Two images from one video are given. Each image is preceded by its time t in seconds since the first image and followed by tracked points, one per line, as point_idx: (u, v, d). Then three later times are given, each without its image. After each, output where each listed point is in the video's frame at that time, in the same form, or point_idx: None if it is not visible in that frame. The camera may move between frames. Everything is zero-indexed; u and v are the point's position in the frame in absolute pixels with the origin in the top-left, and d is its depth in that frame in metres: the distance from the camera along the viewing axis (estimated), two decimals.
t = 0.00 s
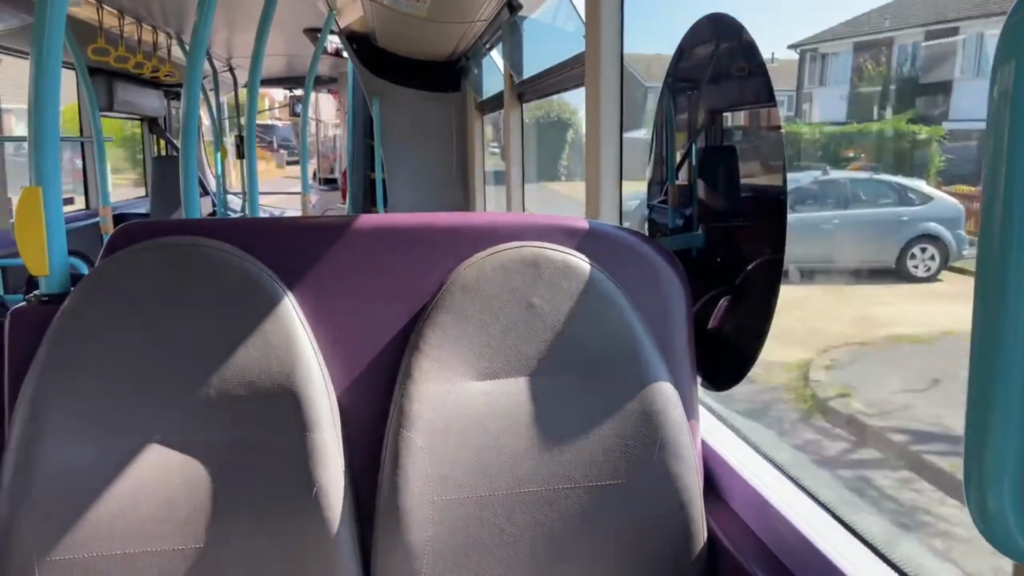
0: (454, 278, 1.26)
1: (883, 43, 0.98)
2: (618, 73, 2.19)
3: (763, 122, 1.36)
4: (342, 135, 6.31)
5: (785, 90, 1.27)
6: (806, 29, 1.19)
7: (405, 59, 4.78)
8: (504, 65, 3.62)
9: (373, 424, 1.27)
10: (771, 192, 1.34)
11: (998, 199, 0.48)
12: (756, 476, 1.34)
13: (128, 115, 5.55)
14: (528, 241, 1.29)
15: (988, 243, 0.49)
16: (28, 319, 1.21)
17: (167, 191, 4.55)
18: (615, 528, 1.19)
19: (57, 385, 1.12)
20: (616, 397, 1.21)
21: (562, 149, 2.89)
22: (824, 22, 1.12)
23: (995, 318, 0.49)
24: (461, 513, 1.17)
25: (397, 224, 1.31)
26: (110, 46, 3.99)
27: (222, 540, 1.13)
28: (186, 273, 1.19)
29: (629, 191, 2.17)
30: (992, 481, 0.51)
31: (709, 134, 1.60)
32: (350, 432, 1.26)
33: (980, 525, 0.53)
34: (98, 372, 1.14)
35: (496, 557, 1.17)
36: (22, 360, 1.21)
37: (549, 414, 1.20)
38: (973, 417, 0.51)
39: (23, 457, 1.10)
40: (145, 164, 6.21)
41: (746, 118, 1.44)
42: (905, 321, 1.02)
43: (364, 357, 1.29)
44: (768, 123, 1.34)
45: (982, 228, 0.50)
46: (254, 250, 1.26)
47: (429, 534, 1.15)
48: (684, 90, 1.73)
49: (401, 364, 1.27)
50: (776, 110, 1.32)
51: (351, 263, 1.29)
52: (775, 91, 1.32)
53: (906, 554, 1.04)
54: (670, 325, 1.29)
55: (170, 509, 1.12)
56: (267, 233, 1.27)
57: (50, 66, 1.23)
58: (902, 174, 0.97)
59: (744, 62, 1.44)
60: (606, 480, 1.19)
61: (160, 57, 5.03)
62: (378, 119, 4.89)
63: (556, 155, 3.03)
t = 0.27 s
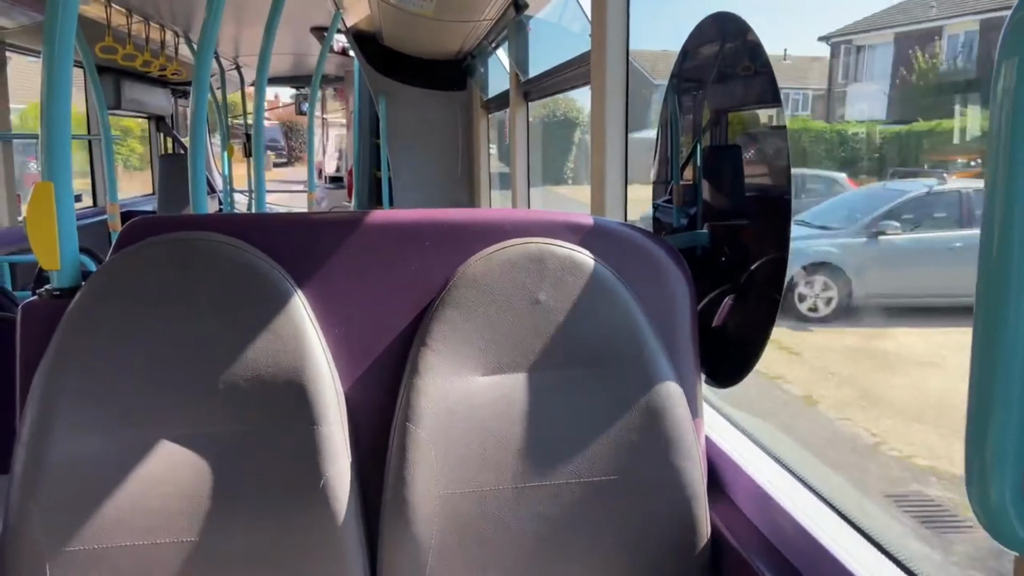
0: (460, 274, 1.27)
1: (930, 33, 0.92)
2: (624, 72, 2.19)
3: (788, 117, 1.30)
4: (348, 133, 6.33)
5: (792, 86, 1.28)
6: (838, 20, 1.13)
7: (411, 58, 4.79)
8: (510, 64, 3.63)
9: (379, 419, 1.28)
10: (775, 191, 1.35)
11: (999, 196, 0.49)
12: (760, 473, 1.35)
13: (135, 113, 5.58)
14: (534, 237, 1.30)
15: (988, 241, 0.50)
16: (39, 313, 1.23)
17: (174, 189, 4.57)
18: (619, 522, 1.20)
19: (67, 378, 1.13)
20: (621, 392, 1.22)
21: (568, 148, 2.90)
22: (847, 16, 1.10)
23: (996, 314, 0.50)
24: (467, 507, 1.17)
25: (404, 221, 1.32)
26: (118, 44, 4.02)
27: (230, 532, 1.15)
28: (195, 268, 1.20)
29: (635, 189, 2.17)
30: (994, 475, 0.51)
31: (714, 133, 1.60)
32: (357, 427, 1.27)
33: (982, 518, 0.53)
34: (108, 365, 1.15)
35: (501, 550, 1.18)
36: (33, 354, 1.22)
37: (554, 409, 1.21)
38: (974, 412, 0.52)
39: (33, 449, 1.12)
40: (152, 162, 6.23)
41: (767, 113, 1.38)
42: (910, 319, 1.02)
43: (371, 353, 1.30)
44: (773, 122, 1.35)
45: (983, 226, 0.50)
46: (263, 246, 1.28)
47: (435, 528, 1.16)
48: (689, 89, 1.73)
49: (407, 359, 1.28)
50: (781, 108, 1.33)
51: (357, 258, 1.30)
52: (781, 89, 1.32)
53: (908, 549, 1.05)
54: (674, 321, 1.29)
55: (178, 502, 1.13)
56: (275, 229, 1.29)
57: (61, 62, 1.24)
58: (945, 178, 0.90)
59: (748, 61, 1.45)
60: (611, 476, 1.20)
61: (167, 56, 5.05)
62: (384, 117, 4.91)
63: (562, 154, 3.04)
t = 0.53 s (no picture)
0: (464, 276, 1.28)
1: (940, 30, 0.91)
2: (629, 74, 2.20)
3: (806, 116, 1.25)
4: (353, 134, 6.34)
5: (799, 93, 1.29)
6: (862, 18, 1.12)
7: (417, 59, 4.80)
8: (516, 66, 3.63)
9: (383, 421, 1.28)
10: (780, 195, 1.35)
11: (1002, 203, 0.49)
12: (763, 478, 1.34)
13: (142, 114, 5.60)
14: (538, 240, 1.30)
15: (992, 247, 0.50)
16: (46, 313, 1.23)
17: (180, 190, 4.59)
18: (621, 524, 1.20)
19: (73, 377, 1.14)
20: (624, 395, 1.22)
21: (574, 150, 2.90)
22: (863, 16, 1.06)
23: (998, 320, 0.50)
24: (469, 508, 1.18)
25: (409, 224, 1.33)
26: (126, 45, 4.04)
27: (233, 531, 1.15)
28: (201, 269, 1.21)
29: (639, 192, 2.18)
30: (996, 481, 0.51)
31: (719, 136, 1.60)
32: (361, 428, 1.28)
33: (984, 525, 0.53)
34: (114, 365, 1.16)
35: (504, 553, 1.18)
36: (39, 354, 1.23)
37: (557, 411, 1.22)
38: (976, 419, 0.52)
39: (39, 448, 1.12)
40: (159, 162, 6.26)
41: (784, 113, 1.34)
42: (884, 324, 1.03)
43: (375, 354, 1.30)
44: (779, 126, 1.35)
45: (986, 233, 0.51)
46: (268, 248, 1.28)
47: (437, 530, 1.16)
48: (694, 92, 1.73)
49: (411, 361, 1.28)
50: (787, 112, 1.33)
51: (362, 260, 1.31)
52: (788, 94, 1.33)
53: (910, 553, 1.05)
54: (678, 324, 1.29)
55: (182, 501, 1.14)
56: (279, 231, 1.29)
57: (70, 64, 1.25)
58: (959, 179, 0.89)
59: (754, 64, 1.45)
60: (613, 479, 1.20)
61: (174, 56, 5.07)
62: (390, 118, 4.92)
63: (567, 156, 3.04)
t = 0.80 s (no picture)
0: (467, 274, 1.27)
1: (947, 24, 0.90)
2: (634, 74, 2.19)
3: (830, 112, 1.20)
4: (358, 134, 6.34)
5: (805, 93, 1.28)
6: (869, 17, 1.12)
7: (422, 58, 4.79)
8: (521, 66, 3.63)
9: (385, 420, 1.28)
10: (788, 196, 1.34)
11: (1011, 197, 0.48)
12: (768, 480, 1.33)
13: (148, 112, 5.61)
14: (541, 239, 1.30)
15: (1001, 242, 0.49)
16: (47, 310, 1.23)
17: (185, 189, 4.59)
18: (625, 526, 1.19)
19: (74, 374, 1.14)
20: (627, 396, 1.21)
21: (579, 151, 2.89)
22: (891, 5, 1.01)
23: (1007, 316, 0.49)
24: (471, 508, 1.17)
25: (412, 223, 1.32)
26: (131, 44, 4.04)
27: (234, 530, 1.14)
28: (203, 267, 1.20)
29: (644, 193, 2.17)
30: (1004, 481, 0.50)
31: (726, 136, 1.59)
32: (363, 428, 1.27)
33: (992, 527, 0.52)
34: (115, 363, 1.15)
35: (506, 554, 1.17)
36: (40, 351, 1.23)
37: (560, 411, 1.21)
38: (984, 417, 0.51)
39: (40, 446, 1.12)
40: (164, 161, 6.27)
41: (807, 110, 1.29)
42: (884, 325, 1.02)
43: (377, 353, 1.30)
44: (787, 126, 1.34)
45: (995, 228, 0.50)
46: (271, 246, 1.28)
47: (439, 529, 1.16)
48: (700, 92, 1.72)
49: (414, 360, 1.27)
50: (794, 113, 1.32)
51: (365, 259, 1.30)
52: (795, 94, 1.32)
53: (917, 557, 1.04)
54: (682, 325, 1.28)
55: (183, 500, 1.13)
56: (282, 229, 1.29)
57: (74, 60, 1.25)
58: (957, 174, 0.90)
59: (760, 64, 1.44)
60: (617, 480, 1.19)
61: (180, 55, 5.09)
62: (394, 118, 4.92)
63: (572, 156, 3.03)
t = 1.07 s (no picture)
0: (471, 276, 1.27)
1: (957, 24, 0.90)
2: (639, 77, 2.18)
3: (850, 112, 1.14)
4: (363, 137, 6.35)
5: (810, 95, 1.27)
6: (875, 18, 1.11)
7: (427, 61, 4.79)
8: (525, 69, 3.63)
9: (388, 423, 1.27)
10: (793, 198, 1.33)
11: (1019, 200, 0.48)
12: (774, 484, 1.32)
13: (153, 116, 5.63)
14: (544, 241, 1.29)
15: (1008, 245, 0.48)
16: (51, 312, 1.23)
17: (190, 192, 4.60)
18: (628, 529, 1.18)
19: (76, 376, 1.13)
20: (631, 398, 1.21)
21: (584, 154, 2.89)
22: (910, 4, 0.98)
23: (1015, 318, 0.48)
24: (474, 511, 1.16)
25: (416, 225, 1.32)
26: (136, 47, 4.06)
27: (236, 533, 1.14)
28: (206, 269, 1.20)
29: (649, 196, 2.16)
30: (1012, 488, 0.50)
31: (731, 139, 1.59)
32: (366, 431, 1.26)
33: (1000, 532, 0.52)
34: (117, 365, 1.15)
35: (509, 557, 1.16)
36: (43, 353, 1.23)
37: (563, 414, 1.20)
38: (991, 421, 0.51)
39: (42, 447, 1.12)
40: (170, 165, 6.28)
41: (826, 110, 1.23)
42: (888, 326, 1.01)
43: (381, 356, 1.29)
44: (792, 128, 1.33)
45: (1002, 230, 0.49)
46: (274, 248, 1.28)
47: (442, 533, 1.15)
48: (705, 94, 1.72)
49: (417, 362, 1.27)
50: (799, 115, 1.31)
51: (368, 261, 1.30)
52: (800, 96, 1.31)
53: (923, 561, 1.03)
54: (686, 327, 1.28)
55: (185, 502, 1.13)
56: (285, 232, 1.29)
57: (78, 62, 1.25)
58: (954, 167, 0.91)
59: (765, 66, 1.43)
60: (621, 483, 1.19)
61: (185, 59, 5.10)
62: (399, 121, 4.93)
63: (577, 159, 3.03)
